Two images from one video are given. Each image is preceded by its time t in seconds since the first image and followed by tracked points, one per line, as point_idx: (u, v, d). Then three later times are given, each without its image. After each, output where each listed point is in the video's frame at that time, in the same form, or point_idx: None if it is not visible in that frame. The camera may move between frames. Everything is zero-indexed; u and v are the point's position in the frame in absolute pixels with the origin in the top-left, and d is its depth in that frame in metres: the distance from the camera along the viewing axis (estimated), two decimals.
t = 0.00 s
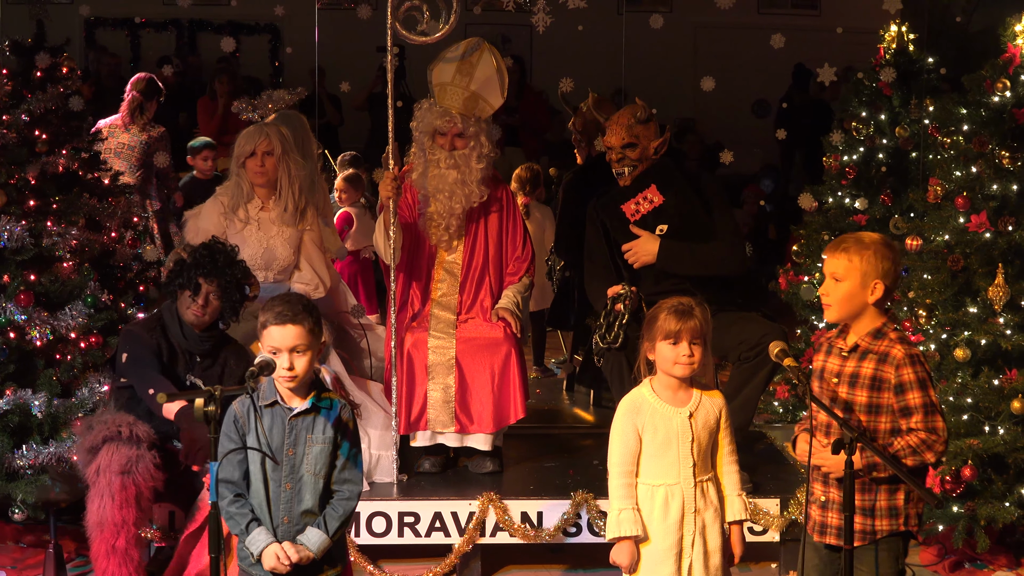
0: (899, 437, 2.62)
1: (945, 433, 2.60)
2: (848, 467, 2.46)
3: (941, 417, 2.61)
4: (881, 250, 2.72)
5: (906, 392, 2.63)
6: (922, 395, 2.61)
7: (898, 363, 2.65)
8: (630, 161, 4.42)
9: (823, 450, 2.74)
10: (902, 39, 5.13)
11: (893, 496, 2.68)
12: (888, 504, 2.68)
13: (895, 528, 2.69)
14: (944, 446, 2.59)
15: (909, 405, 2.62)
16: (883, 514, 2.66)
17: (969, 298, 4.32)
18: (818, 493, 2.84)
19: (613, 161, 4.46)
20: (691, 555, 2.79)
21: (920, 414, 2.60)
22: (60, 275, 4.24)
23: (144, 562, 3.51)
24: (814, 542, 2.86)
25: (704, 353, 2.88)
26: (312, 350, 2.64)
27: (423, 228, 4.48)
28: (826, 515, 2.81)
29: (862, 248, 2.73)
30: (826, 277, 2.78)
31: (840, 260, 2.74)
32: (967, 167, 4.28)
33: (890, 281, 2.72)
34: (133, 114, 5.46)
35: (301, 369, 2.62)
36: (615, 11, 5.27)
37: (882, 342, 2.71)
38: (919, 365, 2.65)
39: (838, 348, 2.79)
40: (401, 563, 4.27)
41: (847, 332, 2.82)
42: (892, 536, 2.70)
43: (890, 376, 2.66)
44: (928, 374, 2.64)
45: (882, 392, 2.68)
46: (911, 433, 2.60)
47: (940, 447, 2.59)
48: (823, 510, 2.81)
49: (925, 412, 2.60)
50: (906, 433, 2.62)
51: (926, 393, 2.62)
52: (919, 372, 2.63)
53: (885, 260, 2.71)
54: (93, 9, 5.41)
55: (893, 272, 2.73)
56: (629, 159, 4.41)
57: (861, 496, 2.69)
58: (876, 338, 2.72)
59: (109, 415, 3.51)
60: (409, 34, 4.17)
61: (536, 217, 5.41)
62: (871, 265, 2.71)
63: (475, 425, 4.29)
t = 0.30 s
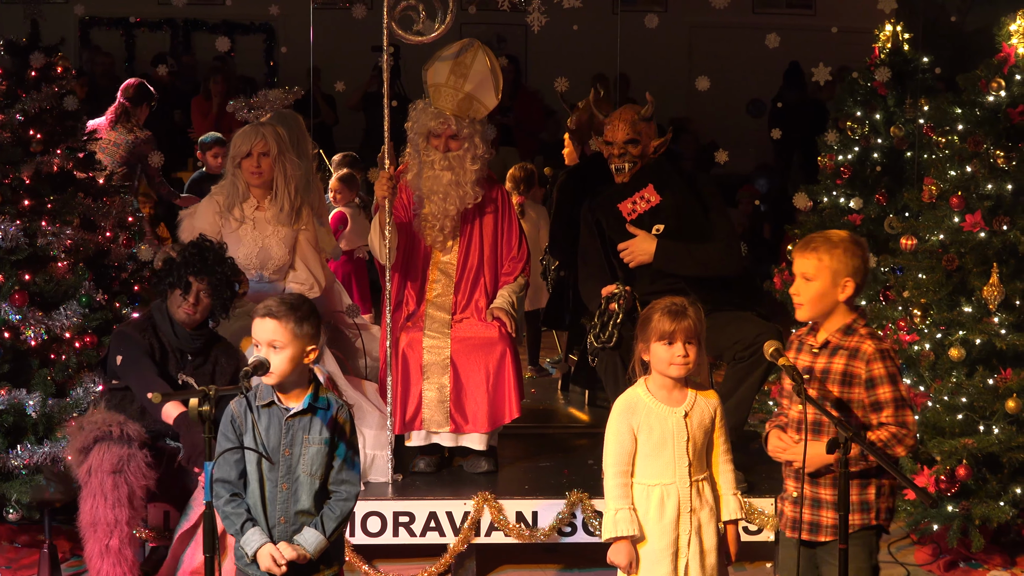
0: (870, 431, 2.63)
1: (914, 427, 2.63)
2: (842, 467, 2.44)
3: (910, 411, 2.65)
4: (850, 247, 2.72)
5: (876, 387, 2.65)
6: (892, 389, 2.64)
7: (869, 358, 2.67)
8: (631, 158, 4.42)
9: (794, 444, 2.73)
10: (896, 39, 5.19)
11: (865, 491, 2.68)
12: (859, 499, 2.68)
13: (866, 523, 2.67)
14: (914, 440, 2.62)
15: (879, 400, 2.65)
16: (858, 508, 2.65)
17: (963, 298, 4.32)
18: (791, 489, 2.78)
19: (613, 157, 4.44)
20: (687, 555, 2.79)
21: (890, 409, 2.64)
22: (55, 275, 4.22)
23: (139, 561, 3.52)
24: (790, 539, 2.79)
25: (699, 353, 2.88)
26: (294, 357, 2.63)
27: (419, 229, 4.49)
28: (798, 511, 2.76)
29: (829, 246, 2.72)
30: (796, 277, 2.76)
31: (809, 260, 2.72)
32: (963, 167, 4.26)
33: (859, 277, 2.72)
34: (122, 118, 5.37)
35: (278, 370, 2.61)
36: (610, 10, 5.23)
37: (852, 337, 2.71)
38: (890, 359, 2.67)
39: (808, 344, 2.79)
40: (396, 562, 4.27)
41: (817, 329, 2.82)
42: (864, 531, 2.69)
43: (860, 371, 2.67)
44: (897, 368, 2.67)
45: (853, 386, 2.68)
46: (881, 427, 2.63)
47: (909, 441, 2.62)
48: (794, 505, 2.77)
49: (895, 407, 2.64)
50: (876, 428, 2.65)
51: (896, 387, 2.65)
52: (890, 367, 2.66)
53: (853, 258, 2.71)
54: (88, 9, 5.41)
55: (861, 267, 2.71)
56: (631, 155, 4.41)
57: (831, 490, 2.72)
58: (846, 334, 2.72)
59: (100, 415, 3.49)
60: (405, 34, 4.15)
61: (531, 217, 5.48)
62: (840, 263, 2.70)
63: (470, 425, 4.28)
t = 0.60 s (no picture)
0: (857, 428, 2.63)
1: (898, 424, 2.63)
2: (841, 467, 2.44)
3: (893, 408, 2.66)
4: (827, 244, 2.72)
5: (859, 384, 2.66)
6: (874, 386, 2.65)
7: (850, 355, 2.67)
8: (645, 153, 4.46)
9: (781, 444, 2.72)
10: (894, 39, 5.22)
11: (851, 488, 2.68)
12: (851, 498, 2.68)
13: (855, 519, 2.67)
14: (898, 436, 2.63)
15: (862, 396, 2.66)
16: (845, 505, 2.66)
17: (963, 298, 4.31)
18: (778, 487, 2.78)
19: (626, 152, 4.46)
20: (684, 554, 2.79)
21: (874, 405, 2.65)
22: (54, 275, 4.22)
23: (139, 561, 3.52)
24: (778, 537, 2.78)
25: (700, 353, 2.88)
26: (291, 354, 2.63)
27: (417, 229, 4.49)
28: (784, 508, 2.76)
29: (807, 244, 2.72)
30: (775, 276, 2.77)
31: (788, 258, 2.73)
32: (961, 167, 4.29)
33: (837, 272, 2.72)
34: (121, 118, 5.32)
35: (275, 365, 2.62)
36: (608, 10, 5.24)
37: (833, 335, 2.71)
38: (872, 356, 2.68)
39: (791, 343, 2.80)
40: (395, 562, 4.27)
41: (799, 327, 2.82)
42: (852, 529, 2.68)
43: (842, 369, 2.67)
44: (880, 365, 2.68)
45: (835, 383, 2.68)
46: (867, 424, 2.63)
47: (894, 437, 2.62)
48: (781, 503, 2.77)
49: (878, 403, 2.65)
50: (861, 425, 2.65)
51: (878, 383, 2.66)
52: (872, 364, 2.67)
53: (831, 255, 2.71)
54: (87, 9, 5.41)
55: (840, 263, 2.72)
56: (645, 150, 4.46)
57: (819, 487, 2.72)
58: (827, 333, 2.72)
59: (100, 414, 3.45)
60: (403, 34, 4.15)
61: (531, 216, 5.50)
62: (817, 261, 2.71)
63: (469, 425, 4.28)
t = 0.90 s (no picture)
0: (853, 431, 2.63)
1: (894, 429, 2.63)
2: (840, 466, 2.43)
3: (891, 413, 2.65)
4: (828, 246, 2.72)
5: (857, 387, 2.66)
6: (873, 390, 2.65)
7: (850, 358, 2.67)
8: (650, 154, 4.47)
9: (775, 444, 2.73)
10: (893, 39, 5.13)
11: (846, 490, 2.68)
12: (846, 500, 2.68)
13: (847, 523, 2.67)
14: (894, 441, 2.62)
15: (860, 399, 2.65)
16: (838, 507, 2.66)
17: (961, 297, 4.31)
18: (771, 488, 2.78)
19: (630, 152, 4.46)
20: (686, 553, 2.79)
21: (871, 409, 2.64)
22: (53, 275, 4.22)
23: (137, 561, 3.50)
24: (770, 538, 2.79)
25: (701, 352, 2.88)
26: (290, 353, 2.63)
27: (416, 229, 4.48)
28: (777, 509, 2.77)
29: (807, 246, 2.73)
30: (776, 278, 2.78)
31: (787, 261, 2.74)
32: (960, 167, 4.29)
33: (839, 274, 2.72)
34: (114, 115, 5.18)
35: (274, 365, 2.62)
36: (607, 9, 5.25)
37: (834, 337, 2.71)
38: (871, 359, 2.67)
39: (792, 343, 2.80)
40: (393, 561, 4.27)
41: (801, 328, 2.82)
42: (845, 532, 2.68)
43: (842, 371, 2.67)
44: (878, 368, 2.67)
45: (834, 386, 2.68)
46: (863, 428, 2.63)
47: (890, 442, 2.62)
48: (773, 504, 2.77)
49: (876, 407, 2.64)
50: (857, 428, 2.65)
51: (877, 387, 2.66)
52: (871, 367, 2.66)
53: (833, 257, 2.71)
54: (85, 8, 5.41)
55: (842, 265, 2.72)
56: (648, 150, 4.46)
57: (813, 490, 2.72)
58: (828, 334, 2.72)
59: (99, 415, 3.43)
60: (400, 33, 4.13)
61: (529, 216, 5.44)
62: (818, 262, 2.71)
63: (467, 425, 4.28)
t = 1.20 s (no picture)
0: (866, 432, 2.62)
1: (908, 432, 2.61)
2: (840, 466, 2.42)
3: (906, 416, 2.63)
4: (840, 247, 2.73)
5: (872, 389, 2.65)
6: (887, 392, 2.63)
7: (865, 359, 2.66)
8: (646, 157, 4.45)
9: (788, 445, 2.71)
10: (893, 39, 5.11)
11: (857, 493, 2.68)
12: (852, 502, 2.68)
13: (857, 527, 2.67)
14: (908, 444, 2.60)
15: (874, 402, 2.64)
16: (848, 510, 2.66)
17: (961, 297, 4.31)
18: (780, 488, 2.78)
19: (626, 157, 4.45)
20: (689, 553, 2.79)
21: (886, 411, 2.62)
22: (53, 275, 4.22)
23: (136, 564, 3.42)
24: (775, 536, 2.79)
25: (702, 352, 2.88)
26: (296, 354, 2.63)
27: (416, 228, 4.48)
28: (786, 510, 2.76)
29: (820, 248, 2.74)
30: (789, 281, 2.79)
31: (799, 264, 2.75)
32: (960, 167, 4.28)
33: (853, 276, 2.73)
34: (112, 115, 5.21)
35: (278, 366, 2.63)
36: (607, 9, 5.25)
37: (849, 338, 2.71)
38: (885, 362, 2.66)
39: (805, 345, 2.80)
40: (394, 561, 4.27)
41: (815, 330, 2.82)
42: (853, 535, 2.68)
43: (856, 373, 2.67)
44: (892, 371, 2.66)
45: (847, 388, 2.68)
46: (877, 430, 2.62)
47: (903, 446, 2.60)
48: (783, 504, 2.77)
49: (890, 410, 2.62)
50: (869, 430, 2.64)
51: (892, 390, 2.64)
52: (885, 370, 2.65)
53: (845, 258, 2.72)
54: (85, 8, 5.41)
55: (856, 266, 2.73)
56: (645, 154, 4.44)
57: (824, 491, 2.72)
58: (843, 336, 2.73)
59: (98, 417, 3.42)
60: (400, 33, 4.12)
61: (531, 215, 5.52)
62: (830, 263, 2.72)
63: (467, 425, 4.28)
